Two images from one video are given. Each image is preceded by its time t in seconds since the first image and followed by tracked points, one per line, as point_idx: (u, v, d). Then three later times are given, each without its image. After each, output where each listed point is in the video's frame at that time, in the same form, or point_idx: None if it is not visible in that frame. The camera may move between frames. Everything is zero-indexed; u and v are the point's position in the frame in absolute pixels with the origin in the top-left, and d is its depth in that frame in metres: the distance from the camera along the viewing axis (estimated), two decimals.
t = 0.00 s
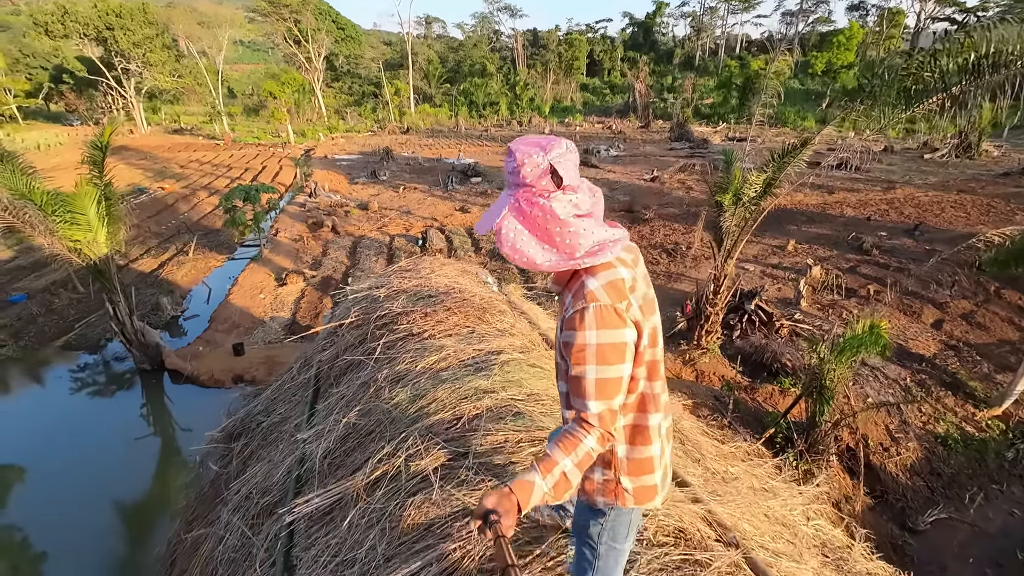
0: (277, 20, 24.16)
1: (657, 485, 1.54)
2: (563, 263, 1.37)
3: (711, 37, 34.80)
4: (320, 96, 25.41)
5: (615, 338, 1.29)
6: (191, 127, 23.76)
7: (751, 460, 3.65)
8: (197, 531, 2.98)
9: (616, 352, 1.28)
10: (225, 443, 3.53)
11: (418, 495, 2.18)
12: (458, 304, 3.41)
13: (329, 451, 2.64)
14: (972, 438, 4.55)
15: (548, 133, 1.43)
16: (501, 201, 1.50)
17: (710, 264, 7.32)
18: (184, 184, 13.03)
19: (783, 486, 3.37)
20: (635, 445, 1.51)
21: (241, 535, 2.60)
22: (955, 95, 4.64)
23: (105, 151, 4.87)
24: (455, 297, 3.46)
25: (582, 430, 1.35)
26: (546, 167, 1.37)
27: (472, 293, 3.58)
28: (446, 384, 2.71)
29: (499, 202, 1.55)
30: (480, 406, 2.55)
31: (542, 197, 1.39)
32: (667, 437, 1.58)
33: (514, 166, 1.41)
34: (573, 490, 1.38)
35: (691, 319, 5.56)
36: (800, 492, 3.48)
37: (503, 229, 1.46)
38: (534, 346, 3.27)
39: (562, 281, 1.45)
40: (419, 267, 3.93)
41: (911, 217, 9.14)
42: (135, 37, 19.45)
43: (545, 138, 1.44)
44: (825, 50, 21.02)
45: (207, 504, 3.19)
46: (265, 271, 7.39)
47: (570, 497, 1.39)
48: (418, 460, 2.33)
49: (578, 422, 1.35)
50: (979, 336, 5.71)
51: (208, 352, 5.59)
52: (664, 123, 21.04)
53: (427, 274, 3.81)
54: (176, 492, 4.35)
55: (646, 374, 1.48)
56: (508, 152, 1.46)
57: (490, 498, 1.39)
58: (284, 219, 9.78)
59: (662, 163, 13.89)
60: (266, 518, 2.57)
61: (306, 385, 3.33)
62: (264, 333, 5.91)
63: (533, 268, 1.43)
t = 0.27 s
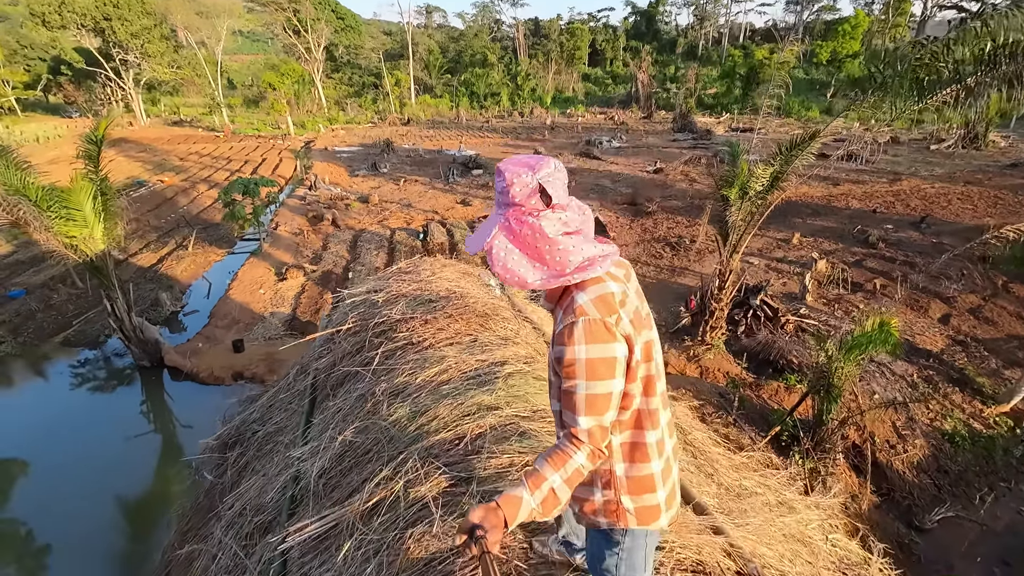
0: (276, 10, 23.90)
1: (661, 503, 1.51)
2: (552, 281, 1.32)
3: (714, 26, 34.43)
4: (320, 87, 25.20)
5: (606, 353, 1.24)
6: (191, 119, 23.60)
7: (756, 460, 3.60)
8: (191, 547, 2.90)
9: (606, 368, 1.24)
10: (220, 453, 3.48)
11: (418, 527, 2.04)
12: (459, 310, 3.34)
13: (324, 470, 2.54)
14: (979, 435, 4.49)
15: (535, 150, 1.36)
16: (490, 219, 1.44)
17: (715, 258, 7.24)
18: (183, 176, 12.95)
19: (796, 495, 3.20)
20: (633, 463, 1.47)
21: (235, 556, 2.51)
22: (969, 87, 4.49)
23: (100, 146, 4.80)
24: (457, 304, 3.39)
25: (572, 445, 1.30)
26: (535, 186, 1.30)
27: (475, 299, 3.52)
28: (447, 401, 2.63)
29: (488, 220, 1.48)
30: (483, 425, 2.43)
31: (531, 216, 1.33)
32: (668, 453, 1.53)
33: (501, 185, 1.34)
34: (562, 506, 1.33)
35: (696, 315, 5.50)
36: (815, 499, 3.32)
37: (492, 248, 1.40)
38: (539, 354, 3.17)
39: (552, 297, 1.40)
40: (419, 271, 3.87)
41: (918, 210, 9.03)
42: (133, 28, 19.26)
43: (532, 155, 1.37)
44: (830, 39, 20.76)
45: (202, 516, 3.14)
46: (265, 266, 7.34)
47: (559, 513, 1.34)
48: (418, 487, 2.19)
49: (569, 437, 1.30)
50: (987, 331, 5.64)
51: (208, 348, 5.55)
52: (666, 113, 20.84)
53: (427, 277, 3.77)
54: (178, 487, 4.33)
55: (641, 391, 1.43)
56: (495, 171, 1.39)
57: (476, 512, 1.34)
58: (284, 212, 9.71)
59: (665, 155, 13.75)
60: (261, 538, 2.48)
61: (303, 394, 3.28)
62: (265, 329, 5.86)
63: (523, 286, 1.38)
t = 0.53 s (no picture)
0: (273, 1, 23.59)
1: (666, 522, 1.45)
2: (568, 292, 1.29)
3: (716, 15, 34.09)
4: (318, 78, 24.96)
5: (619, 363, 1.20)
6: (188, 111, 23.40)
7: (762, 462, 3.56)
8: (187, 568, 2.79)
9: (620, 378, 1.19)
10: (217, 467, 3.37)
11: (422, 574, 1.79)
12: (465, 321, 3.15)
13: (325, 497, 2.33)
14: (987, 433, 4.42)
15: (554, 160, 1.36)
16: (507, 229, 1.42)
17: (718, 253, 7.17)
18: (181, 170, 12.83)
19: (818, 515, 3.02)
20: (639, 478, 1.42)
21: None
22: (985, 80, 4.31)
23: (94, 142, 4.71)
24: (462, 317, 3.18)
25: (584, 457, 1.25)
26: (554, 197, 1.31)
27: (481, 309, 3.31)
28: (455, 424, 2.37)
29: (505, 229, 1.47)
30: (495, 452, 2.17)
31: (549, 227, 1.32)
32: (676, 471, 1.47)
33: (519, 195, 1.34)
34: (574, 518, 1.28)
35: (700, 312, 5.45)
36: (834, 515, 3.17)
37: (508, 257, 1.39)
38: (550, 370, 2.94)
39: (567, 307, 1.38)
40: (421, 277, 3.71)
41: (923, 203, 8.94)
42: (129, 19, 19.02)
43: (550, 166, 1.37)
44: (833, 29, 20.53)
45: (201, 534, 3.06)
46: (264, 262, 7.26)
47: (572, 524, 1.29)
48: (423, 525, 1.94)
49: (581, 448, 1.25)
50: (994, 327, 5.58)
51: (207, 347, 5.49)
52: (667, 105, 20.63)
53: (430, 284, 3.58)
54: (177, 486, 4.28)
55: (653, 403, 1.37)
56: (513, 181, 1.39)
57: (487, 522, 1.30)
58: (282, 206, 9.61)
59: (667, 147, 13.61)
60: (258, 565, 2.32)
61: (302, 408, 3.14)
62: (264, 326, 5.80)
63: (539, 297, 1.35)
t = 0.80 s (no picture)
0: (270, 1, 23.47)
1: (666, 516, 1.43)
2: (598, 279, 1.30)
3: (713, 16, 34.10)
4: (316, 79, 24.89)
5: (646, 354, 1.20)
6: (185, 111, 23.30)
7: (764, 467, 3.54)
8: None
9: (645, 369, 1.19)
10: (217, 479, 3.27)
11: None
12: (472, 331, 2.96)
13: (329, 517, 2.21)
14: (989, 437, 4.41)
15: (591, 141, 1.33)
16: (538, 210, 1.40)
17: (717, 256, 7.17)
18: (178, 171, 12.77)
19: (830, 526, 2.92)
20: (646, 468, 1.41)
21: None
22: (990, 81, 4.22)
23: (90, 144, 4.67)
24: (469, 326, 2.99)
25: (604, 444, 1.25)
26: (590, 179, 1.28)
27: (486, 318, 3.12)
28: (465, 441, 2.22)
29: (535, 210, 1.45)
30: (506, 470, 2.02)
31: (583, 211, 1.31)
32: (686, 469, 1.45)
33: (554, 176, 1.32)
34: (590, 505, 1.27)
35: (700, 314, 5.45)
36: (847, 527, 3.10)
37: (540, 239, 1.36)
38: (560, 383, 2.78)
39: (595, 293, 1.38)
40: (425, 284, 3.55)
41: (922, 204, 8.94)
42: (125, 19, 18.93)
43: (586, 147, 1.34)
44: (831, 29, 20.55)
45: (203, 547, 3.00)
46: (262, 264, 7.22)
47: (587, 512, 1.28)
48: (432, 550, 1.82)
49: (601, 436, 1.25)
50: (994, 329, 5.57)
51: (204, 351, 5.44)
52: (665, 105, 20.62)
53: (433, 292, 3.41)
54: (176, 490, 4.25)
55: (673, 397, 1.37)
56: (547, 161, 1.37)
57: (505, 502, 1.28)
58: (280, 208, 9.57)
59: (665, 148, 13.60)
60: None
61: (304, 420, 2.99)
62: (262, 330, 5.76)
63: (568, 282, 1.37)
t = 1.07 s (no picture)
0: (267, 15, 23.62)
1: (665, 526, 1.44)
2: (630, 289, 1.31)
3: (705, 31, 34.68)
4: (312, 92, 25.01)
5: (675, 366, 1.22)
6: (180, 123, 23.32)
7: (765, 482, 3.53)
8: None
9: (674, 382, 1.22)
10: (216, 501, 3.20)
11: None
12: (477, 351, 2.91)
13: (336, 542, 2.14)
14: (986, 449, 4.39)
15: (624, 154, 1.39)
16: (570, 220, 1.44)
17: (713, 268, 7.21)
18: (173, 182, 12.75)
19: (836, 546, 2.85)
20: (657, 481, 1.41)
21: None
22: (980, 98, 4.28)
23: (88, 157, 4.65)
24: (475, 345, 2.95)
25: (629, 457, 1.28)
26: (623, 189, 1.33)
27: (490, 336, 3.09)
28: (475, 464, 2.17)
29: (566, 222, 1.47)
30: (517, 494, 1.97)
31: (617, 220, 1.34)
32: (698, 485, 1.44)
33: (590, 186, 1.36)
34: (613, 518, 1.31)
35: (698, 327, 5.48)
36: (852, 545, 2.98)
37: (572, 248, 1.39)
38: (567, 404, 2.72)
39: (625, 303, 1.39)
40: (428, 302, 3.53)
41: (913, 217, 9.05)
42: (122, 32, 19.00)
43: (619, 160, 1.40)
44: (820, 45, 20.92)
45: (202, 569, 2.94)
46: (258, 276, 7.19)
47: (610, 525, 1.32)
48: None
49: (626, 449, 1.28)
50: (988, 341, 5.62)
51: (199, 364, 5.39)
52: (659, 119, 20.86)
53: (437, 309, 3.39)
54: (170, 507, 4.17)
55: (696, 412, 1.39)
56: (580, 173, 1.42)
57: (527, 511, 1.33)
58: (276, 220, 9.56)
59: (659, 161, 13.73)
60: None
61: (306, 440, 2.93)
62: (258, 343, 5.72)
63: (597, 291, 1.38)
